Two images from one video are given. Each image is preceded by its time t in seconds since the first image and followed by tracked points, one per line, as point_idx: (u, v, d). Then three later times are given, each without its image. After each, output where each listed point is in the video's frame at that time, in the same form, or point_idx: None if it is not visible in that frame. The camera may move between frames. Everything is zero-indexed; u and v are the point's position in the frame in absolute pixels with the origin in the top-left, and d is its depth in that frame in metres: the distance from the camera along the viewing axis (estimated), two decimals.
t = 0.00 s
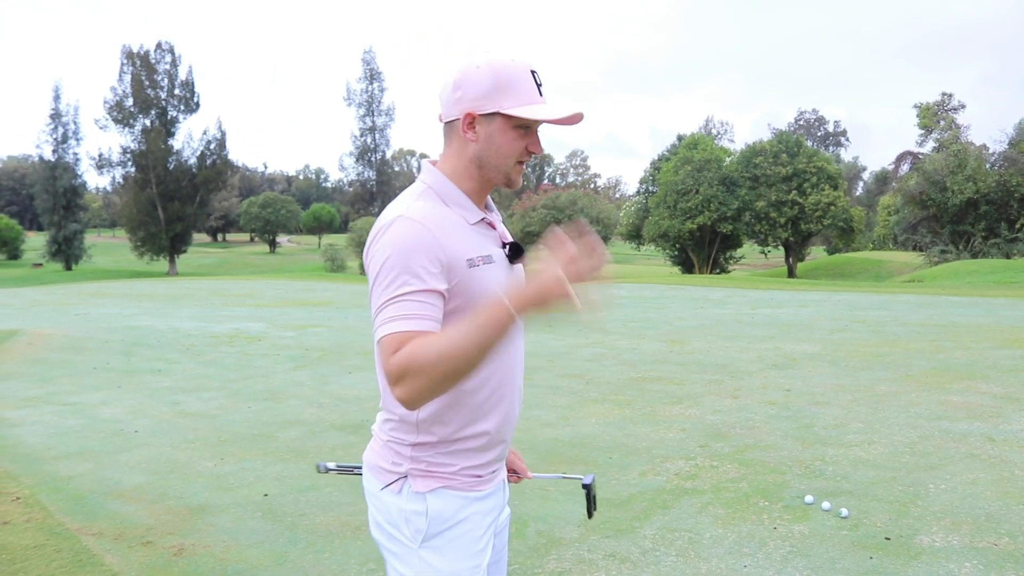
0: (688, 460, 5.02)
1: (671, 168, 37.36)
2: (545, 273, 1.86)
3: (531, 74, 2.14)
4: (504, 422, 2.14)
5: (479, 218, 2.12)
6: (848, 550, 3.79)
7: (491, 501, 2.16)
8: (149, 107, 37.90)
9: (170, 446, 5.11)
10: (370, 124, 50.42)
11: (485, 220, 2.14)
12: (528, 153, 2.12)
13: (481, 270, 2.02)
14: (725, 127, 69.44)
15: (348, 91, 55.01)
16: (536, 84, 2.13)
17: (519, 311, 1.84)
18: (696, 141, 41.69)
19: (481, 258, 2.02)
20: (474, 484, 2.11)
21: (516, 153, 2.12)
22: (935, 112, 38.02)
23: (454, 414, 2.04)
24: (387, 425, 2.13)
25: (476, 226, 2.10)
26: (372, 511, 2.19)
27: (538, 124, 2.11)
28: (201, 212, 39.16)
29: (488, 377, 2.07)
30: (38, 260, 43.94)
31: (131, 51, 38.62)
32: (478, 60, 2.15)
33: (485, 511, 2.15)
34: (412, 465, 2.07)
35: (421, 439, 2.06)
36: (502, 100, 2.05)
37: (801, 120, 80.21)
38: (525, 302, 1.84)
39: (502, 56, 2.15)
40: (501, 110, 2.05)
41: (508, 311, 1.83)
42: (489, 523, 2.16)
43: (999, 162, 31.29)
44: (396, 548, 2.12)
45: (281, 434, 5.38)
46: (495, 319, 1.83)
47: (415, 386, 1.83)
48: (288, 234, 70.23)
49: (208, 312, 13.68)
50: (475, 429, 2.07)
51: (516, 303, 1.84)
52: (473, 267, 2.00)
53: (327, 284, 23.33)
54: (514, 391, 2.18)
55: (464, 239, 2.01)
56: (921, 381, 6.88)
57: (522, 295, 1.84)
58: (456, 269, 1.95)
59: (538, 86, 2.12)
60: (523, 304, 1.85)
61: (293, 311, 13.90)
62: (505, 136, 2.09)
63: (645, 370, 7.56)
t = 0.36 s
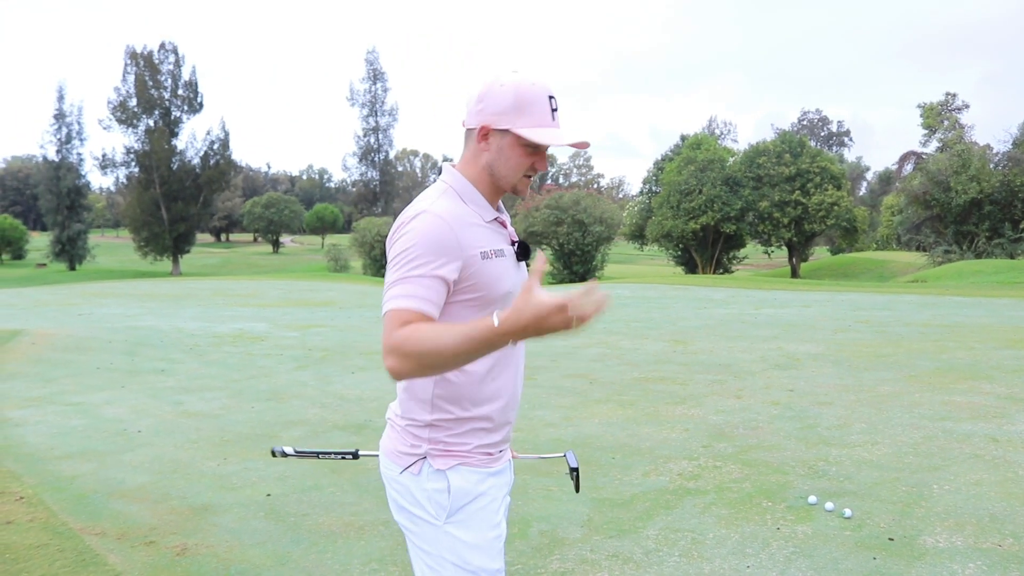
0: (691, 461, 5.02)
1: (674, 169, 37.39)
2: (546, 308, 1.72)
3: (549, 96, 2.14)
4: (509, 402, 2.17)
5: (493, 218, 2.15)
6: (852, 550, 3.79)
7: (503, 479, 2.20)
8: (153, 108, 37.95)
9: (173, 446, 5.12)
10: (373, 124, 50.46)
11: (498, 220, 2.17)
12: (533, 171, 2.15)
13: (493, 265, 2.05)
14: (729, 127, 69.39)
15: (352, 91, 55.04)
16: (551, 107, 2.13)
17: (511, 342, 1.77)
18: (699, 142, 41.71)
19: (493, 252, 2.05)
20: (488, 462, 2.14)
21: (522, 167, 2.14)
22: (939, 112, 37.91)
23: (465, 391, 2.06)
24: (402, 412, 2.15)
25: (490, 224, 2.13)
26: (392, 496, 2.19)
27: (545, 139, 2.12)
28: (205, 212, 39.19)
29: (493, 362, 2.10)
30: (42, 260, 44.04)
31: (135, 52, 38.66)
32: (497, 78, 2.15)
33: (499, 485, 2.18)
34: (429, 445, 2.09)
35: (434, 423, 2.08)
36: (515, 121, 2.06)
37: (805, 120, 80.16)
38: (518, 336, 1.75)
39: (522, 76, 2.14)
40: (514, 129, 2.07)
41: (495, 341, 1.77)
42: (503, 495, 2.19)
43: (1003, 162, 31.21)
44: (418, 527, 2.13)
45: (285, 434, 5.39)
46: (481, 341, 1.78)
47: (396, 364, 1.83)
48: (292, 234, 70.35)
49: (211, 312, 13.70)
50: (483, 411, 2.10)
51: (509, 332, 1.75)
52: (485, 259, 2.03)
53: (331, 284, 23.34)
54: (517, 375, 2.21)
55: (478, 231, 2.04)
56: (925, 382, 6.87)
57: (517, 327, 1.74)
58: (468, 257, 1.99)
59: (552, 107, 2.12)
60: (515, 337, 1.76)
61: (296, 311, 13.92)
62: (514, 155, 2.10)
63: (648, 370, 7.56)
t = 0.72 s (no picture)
0: (693, 461, 5.01)
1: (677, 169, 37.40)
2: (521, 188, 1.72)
3: (517, 84, 2.13)
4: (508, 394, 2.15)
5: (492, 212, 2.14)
6: (854, 550, 3.79)
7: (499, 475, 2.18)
8: (155, 108, 38.00)
9: (174, 445, 5.12)
10: (376, 124, 50.49)
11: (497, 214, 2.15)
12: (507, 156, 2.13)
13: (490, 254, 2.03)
14: (731, 127, 69.34)
15: (354, 91, 55.07)
16: (518, 92, 2.11)
17: (497, 239, 1.74)
18: (701, 141, 41.68)
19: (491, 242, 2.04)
20: (483, 457, 2.12)
21: (496, 154, 2.13)
22: (942, 111, 37.79)
23: (463, 377, 2.05)
24: (400, 403, 2.14)
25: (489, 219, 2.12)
26: (389, 488, 2.18)
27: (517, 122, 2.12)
28: (207, 212, 39.20)
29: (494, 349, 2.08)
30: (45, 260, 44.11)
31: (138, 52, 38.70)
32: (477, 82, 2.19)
33: (496, 481, 2.17)
34: (425, 434, 2.09)
35: (430, 413, 2.08)
36: (477, 111, 2.12)
37: (807, 120, 80.11)
38: (505, 229, 1.72)
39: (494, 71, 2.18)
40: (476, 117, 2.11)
41: (487, 244, 1.74)
42: (500, 493, 2.18)
43: (1006, 162, 31.15)
44: (415, 521, 2.13)
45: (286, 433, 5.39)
46: (473, 250, 1.75)
47: (403, 310, 1.83)
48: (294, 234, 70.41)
49: (213, 312, 13.71)
50: (481, 399, 2.08)
51: (496, 225, 1.73)
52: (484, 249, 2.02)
53: (333, 284, 23.35)
54: (516, 368, 2.20)
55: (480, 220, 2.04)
56: (928, 381, 6.86)
57: (502, 220, 1.72)
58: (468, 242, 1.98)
59: (519, 90, 2.11)
60: (503, 231, 1.73)
61: (298, 311, 13.91)
62: (486, 140, 2.12)
63: (649, 370, 7.55)
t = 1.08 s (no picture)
0: (693, 462, 5.02)
1: (678, 171, 37.45)
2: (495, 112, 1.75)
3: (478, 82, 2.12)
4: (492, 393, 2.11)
5: (472, 208, 2.13)
6: (854, 552, 3.79)
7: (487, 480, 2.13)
8: (156, 109, 38.04)
9: (175, 446, 5.13)
10: (377, 126, 50.55)
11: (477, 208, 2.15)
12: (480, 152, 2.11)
13: (467, 245, 2.02)
14: (732, 128, 69.47)
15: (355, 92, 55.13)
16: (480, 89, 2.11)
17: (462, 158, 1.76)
18: (702, 142, 41.75)
19: (468, 233, 2.03)
20: (467, 459, 2.09)
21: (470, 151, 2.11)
22: (942, 113, 37.68)
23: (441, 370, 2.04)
24: (385, 403, 2.15)
25: (470, 214, 2.11)
26: (375, 491, 2.18)
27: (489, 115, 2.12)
28: (208, 213, 39.22)
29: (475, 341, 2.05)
30: (46, 261, 44.13)
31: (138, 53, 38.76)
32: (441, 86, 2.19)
33: (485, 489, 2.13)
34: (406, 433, 2.08)
35: (412, 412, 2.07)
36: (446, 114, 2.13)
37: (808, 121, 80.22)
38: (473, 143, 1.74)
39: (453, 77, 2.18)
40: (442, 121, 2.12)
41: (452, 163, 1.76)
42: (488, 502, 2.13)
43: (1006, 163, 31.15)
44: (400, 526, 2.12)
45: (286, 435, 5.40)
46: (439, 166, 1.77)
47: (376, 243, 1.85)
48: (296, 236, 70.55)
49: (213, 313, 13.73)
50: (462, 396, 2.06)
51: (460, 147, 1.75)
52: (460, 238, 2.02)
53: (334, 285, 23.36)
54: (502, 367, 2.17)
55: (453, 215, 2.04)
56: (928, 383, 6.86)
57: (468, 135, 1.75)
58: (441, 231, 1.98)
59: (480, 87, 2.10)
60: (473, 146, 1.75)
61: (298, 312, 13.92)
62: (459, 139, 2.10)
63: (650, 371, 7.56)
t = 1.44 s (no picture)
0: (694, 462, 5.01)
1: (679, 170, 37.44)
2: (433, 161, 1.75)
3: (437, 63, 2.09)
4: (465, 406, 2.04)
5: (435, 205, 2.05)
6: (855, 552, 3.79)
7: (461, 499, 2.09)
8: (157, 108, 38.02)
9: (176, 446, 5.13)
10: (378, 125, 50.57)
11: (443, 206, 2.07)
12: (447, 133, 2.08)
13: (427, 252, 1.95)
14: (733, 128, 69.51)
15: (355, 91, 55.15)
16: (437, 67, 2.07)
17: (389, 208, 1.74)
18: (703, 142, 41.75)
19: (429, 239, 1.96)
20: (439, 480, 2.04)
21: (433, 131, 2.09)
22: (943, 113, 37.66)
23: (407, 389, 1.98)
24: (354, 422, 2.11)
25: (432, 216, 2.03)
26: (342, 506, 2.13)
27: (445, 97, 2.09)
28: (209, 212, 39.21)
29: (442, 354, 1.99)
30: (47, 260, 44.13)
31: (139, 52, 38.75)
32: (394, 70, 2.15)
33: (458, 507, 2.09)
34: (374, 454, 2.04)
35: (383, 432, 2.03)
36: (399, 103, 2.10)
37: (809, 121, 80.23)
38: (403, 192, 1.73)
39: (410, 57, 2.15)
40: (402, 101, 2.06)
41: (382, 210, 1.74)
42: (460, 521, 2.10)
43: (1007, 163, 31.17)
44: (365, 542, 2.09)
45: (287, 434, 5.39)
46: (368, 215, 1.75)
47: (305, 294, 1.84)
48: (297, 235, 70.60)
49: (214, 312, 13.72)
50: (431, 416, 2.00)
51: (388, 191, 1.73)
52: (418, 247, 1.94)
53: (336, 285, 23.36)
54: (481, 380, 2.09)
55: (411, 220, 1.96)
56: (929, 383, 6.86)
57: (397, 181, 1.74)
58: (395, 244, 1.92)
59: (438, 65, 2.07)
60: (400, 195, 1.74)
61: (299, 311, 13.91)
62: (418, 124, 2.07)
63: (650, 371, 7.55)
